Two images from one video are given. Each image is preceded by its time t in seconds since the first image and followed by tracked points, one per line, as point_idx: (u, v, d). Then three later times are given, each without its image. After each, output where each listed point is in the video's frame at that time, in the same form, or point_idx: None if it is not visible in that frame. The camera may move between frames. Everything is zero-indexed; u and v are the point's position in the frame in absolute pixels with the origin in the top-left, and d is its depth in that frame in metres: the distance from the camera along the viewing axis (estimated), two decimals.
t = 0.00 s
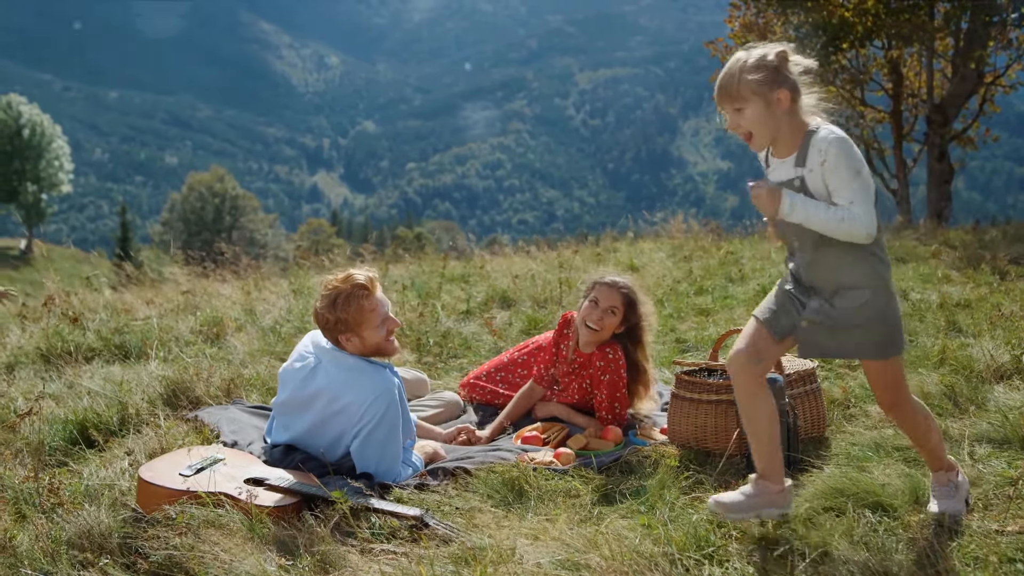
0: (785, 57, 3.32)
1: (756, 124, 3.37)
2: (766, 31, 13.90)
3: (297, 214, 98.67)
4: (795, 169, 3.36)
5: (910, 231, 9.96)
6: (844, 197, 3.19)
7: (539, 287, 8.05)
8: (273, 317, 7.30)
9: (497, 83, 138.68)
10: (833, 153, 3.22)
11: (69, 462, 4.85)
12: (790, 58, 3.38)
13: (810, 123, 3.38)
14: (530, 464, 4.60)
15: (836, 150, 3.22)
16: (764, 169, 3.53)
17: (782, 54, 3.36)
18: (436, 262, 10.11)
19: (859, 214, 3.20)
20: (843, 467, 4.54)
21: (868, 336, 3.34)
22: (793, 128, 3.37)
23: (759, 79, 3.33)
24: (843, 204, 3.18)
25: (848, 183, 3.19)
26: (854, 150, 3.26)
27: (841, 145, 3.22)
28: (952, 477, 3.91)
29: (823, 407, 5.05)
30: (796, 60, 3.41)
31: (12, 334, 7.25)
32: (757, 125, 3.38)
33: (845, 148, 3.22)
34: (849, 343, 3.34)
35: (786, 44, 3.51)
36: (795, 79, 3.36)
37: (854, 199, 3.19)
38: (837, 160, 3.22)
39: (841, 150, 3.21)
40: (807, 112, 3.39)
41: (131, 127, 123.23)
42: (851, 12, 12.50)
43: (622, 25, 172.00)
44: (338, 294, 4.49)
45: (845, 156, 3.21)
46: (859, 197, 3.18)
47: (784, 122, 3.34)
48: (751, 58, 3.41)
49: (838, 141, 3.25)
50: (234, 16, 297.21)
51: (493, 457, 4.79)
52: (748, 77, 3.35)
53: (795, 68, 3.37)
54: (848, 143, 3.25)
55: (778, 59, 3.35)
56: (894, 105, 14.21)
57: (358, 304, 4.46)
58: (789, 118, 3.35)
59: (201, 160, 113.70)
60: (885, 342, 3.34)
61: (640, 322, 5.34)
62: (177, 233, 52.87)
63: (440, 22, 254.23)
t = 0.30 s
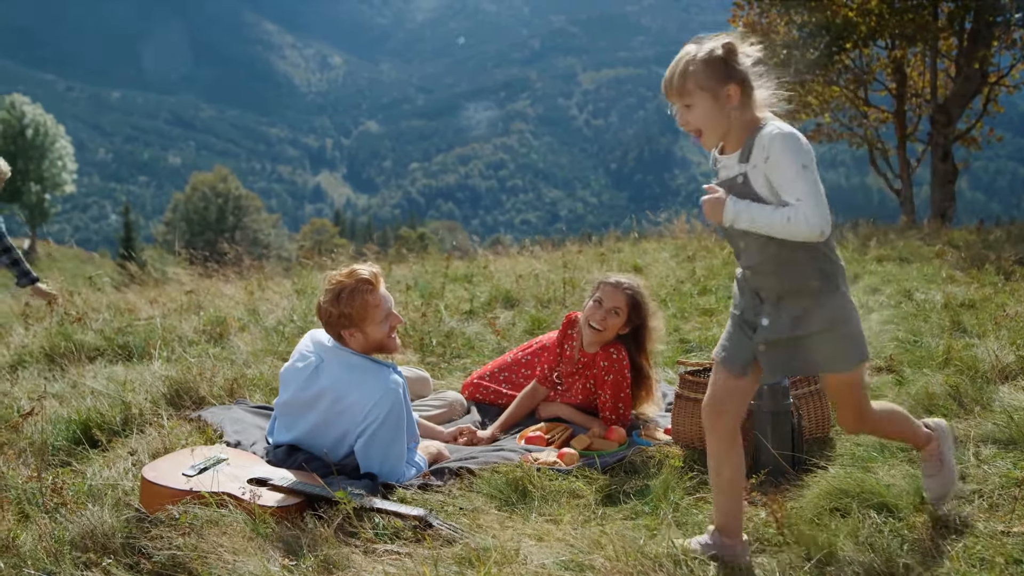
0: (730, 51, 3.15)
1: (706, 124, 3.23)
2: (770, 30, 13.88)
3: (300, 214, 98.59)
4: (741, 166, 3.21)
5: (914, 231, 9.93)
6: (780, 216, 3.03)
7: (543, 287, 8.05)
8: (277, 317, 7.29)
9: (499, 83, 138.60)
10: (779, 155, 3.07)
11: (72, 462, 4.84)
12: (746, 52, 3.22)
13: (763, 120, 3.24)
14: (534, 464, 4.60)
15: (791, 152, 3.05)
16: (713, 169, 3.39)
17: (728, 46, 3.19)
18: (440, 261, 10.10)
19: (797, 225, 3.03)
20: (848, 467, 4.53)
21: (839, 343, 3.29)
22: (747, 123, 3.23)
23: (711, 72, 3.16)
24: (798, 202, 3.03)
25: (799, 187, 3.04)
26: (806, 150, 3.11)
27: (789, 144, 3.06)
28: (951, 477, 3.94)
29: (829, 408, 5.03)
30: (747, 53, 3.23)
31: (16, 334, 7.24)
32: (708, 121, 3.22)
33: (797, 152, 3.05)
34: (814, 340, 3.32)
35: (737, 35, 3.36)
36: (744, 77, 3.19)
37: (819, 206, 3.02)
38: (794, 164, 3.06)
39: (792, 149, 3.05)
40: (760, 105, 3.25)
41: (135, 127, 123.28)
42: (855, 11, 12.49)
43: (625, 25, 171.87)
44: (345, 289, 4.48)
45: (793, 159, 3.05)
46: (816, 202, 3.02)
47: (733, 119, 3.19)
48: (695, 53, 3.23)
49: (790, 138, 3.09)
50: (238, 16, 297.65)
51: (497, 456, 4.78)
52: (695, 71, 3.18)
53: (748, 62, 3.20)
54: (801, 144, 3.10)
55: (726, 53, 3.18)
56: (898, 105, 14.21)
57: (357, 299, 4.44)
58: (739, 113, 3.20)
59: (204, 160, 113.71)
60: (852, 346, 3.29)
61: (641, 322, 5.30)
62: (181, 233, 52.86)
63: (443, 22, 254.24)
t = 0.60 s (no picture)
0: (693, 59, 3.11)
1: (667, 136, 3.19)
2: (774, 31, 13.85)
3: (303, 214, 98.70)
4: (700, 181, 3.13)
5: (918, 231, 9.92)
6: (759, 256, 2.97)
7: (548, 287, 8.03)
8: (281, 317, 7.28)
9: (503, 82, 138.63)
10: (745, 170, 3.00)
11: (77, 461, 4.84)
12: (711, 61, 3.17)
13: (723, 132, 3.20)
14: (538, 464, 4.59)
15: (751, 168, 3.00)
16: (671, 187, 3.33)
17: (691, 53, 3.13)
18: (443, 261, 10.09)
19: (775, 256, 2.99)
20: (854, 468, 4.51)
21: (806, 359, 3.19)
22: (704, 136, 3.18)
23: (675, 81, 3.12)
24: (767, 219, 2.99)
25: (766, 199, 2.99)
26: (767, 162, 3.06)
27: (751, 161, 3.00)
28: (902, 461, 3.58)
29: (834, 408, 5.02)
30: (706, 59, 3.17)
31: (21, 334, 7.24)
32: (664, 128, 3.17)
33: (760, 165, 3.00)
34: (747, 370, 3.12)
35: (702, 41, 3.31)
36: (704, 84, 3.14)
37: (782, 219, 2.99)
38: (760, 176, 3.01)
39: (757, 167, 3.00)
40: (720, 118, 3.19)
41: (139, 128, 123.41)
42: (860, 10, 12.43)
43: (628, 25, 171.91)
44: (345, 288, 4.48)
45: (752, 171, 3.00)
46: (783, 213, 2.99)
47: (691, 131, 3.14)
48: (652, 59, 3.19)
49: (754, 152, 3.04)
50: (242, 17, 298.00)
51: (501, 457, 4.77)
52: (652, 78, 3.14)
53: (710, 70, 3.15)
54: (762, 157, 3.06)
55: (686, 59, 3.13)
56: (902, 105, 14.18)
57: (359, 300, 4.45)
58: (697, 124, 3.16)
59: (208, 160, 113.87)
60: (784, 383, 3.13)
61: (644, 323, 5.26)
62: (185, 232, 52.93)
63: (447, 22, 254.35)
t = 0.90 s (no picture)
0: (633, 62, 3.08)
1: (623, 140, 3.16)
2: (780, 30, 13.78)
3: (309, 213, 98.72)
4: (650, 192, 3.11)
5: (925, 231, 9.89)
6: (757, 257, 2.91)
7: (553, 287, 8.01)
8: (287, 317, 7.26)
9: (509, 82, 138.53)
10: (693, 177, 2.98)
11: (83, 461, 4.85)
12: (666, 65, 3.17)
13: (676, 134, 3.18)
14: (545, 464, 4.57)
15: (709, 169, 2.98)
16: (625, 195, 3.30)
17: (632, 56, 3.11)
18: (449, 261, 10.07)
19: (777, 251, 2.93)
20: (862, 468, 4.50)
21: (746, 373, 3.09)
22: (647, 146, 3.14)
23: (627, 85, 3.10)
24: (741, 213, 2.94)
25: (722, 203, 2.95)
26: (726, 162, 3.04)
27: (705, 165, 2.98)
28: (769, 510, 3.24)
29: (841, 408, 5.01)
30: (653, 61, 3.15)
31: (27, 333, 7.23)
32: (608, 132, 3.15)
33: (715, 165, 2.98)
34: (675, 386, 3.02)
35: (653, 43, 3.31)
36: (653, 88, 3.11)
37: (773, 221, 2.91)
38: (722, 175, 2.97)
39: (706, 173, 2.98)
40: (670, 121, 3.16)
41: (144, 128, 123.57)
42: (866, 10, 12.38)
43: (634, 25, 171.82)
44: (350, 287, 4.46)
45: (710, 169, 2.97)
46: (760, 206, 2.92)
47: (639, 140, 3.13)
48: (592, 66, 3.17)
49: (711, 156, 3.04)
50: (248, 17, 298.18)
51: (507, 457, 4.75)
52: (595, 84, 3.12)
53: (657, 76, 3.13)
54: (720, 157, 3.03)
55: (629, 64, 3.10)
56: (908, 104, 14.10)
57: (361, 300, 4.43)
58: (645, 130, 3.13)
59: (213, 160, 114.01)
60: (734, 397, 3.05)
61: (649, 324, 5.23)
62: (191, 233, 52.95)
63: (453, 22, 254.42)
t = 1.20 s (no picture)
0: (573, 57, 3.02)
1: (578, 133, 3.10)
2: (788, 30, 13.70)
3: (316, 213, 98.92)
4: (606, 181, 3.06)
5: (932, 232, 9.89)
6: (735, 201, 2.90)
7: (561, 287, 8.00)
8: (294, 317, 7.26)
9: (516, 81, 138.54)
10: (657, 157, 2.95)
11: (91, 461, 4.85)
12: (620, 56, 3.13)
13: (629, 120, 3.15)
14: (553, 465, 4.56)
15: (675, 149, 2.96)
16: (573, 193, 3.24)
17: (572, 55, 3.05)
18: (456, 262, 10.08)
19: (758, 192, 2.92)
20: (871, 471, 4.47)
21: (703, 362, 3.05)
22: (594, 136, 3.10)
23: (579, 82, 3.04)
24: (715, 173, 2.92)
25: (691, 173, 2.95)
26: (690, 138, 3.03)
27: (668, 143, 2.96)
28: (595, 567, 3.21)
29: (850, 409, 4.99)
30: (597, 52, 3.10)
31: (34, 331, 7.24)
32: (553, 129, 3.12)
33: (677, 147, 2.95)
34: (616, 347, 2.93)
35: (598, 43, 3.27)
36: (605, 80, 3.07)
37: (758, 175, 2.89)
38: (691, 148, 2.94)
39: (668, 152, 2.95)
40: (620, 112, 3.12)
41: (152, 128, 123.87)
42: (874, 10, 12.34)
43: (640, 25, 171.60)
44: (365, 282, 4.41)
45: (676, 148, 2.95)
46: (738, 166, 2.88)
47: (589, 136, 3.08)
48: (539, 67, 3.10)
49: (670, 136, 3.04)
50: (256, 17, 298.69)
51: (515, 458, 4.74)
52: (538, 83, 3.09)
53: (607, 69, 3.08)
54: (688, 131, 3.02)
55: (566, 57, 3.05)
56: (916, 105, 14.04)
57: (377, 296, 4.40)
58: (592, 128, 3.08)
59: (220, 160, 114.27)
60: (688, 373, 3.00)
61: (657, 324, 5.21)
62: (198, 233, 53.07)
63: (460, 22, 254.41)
